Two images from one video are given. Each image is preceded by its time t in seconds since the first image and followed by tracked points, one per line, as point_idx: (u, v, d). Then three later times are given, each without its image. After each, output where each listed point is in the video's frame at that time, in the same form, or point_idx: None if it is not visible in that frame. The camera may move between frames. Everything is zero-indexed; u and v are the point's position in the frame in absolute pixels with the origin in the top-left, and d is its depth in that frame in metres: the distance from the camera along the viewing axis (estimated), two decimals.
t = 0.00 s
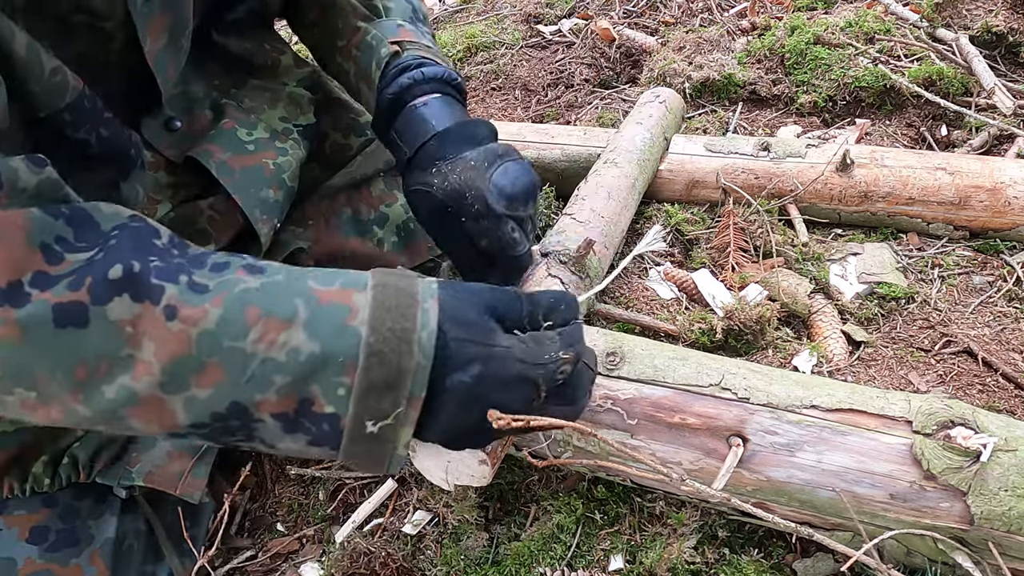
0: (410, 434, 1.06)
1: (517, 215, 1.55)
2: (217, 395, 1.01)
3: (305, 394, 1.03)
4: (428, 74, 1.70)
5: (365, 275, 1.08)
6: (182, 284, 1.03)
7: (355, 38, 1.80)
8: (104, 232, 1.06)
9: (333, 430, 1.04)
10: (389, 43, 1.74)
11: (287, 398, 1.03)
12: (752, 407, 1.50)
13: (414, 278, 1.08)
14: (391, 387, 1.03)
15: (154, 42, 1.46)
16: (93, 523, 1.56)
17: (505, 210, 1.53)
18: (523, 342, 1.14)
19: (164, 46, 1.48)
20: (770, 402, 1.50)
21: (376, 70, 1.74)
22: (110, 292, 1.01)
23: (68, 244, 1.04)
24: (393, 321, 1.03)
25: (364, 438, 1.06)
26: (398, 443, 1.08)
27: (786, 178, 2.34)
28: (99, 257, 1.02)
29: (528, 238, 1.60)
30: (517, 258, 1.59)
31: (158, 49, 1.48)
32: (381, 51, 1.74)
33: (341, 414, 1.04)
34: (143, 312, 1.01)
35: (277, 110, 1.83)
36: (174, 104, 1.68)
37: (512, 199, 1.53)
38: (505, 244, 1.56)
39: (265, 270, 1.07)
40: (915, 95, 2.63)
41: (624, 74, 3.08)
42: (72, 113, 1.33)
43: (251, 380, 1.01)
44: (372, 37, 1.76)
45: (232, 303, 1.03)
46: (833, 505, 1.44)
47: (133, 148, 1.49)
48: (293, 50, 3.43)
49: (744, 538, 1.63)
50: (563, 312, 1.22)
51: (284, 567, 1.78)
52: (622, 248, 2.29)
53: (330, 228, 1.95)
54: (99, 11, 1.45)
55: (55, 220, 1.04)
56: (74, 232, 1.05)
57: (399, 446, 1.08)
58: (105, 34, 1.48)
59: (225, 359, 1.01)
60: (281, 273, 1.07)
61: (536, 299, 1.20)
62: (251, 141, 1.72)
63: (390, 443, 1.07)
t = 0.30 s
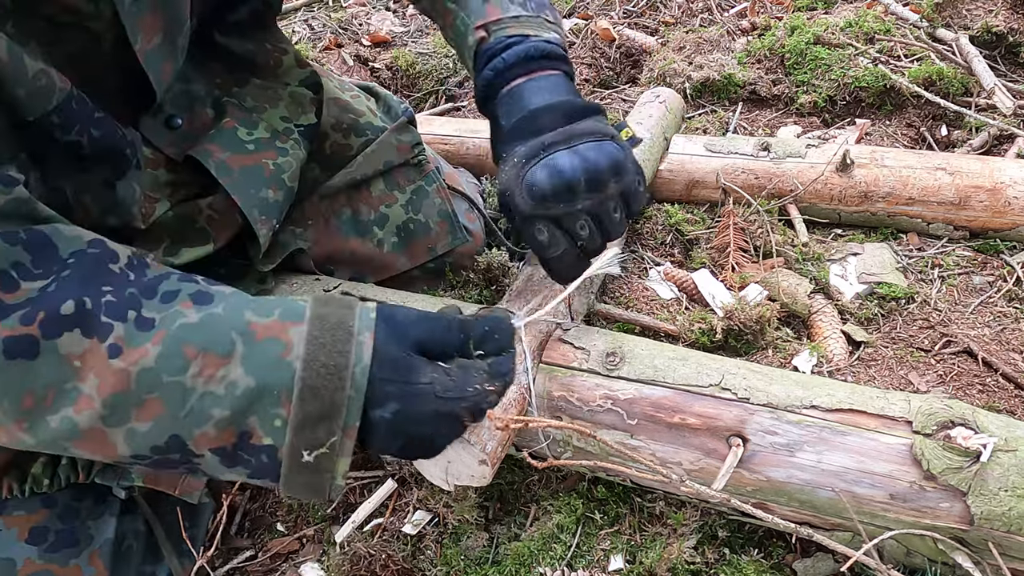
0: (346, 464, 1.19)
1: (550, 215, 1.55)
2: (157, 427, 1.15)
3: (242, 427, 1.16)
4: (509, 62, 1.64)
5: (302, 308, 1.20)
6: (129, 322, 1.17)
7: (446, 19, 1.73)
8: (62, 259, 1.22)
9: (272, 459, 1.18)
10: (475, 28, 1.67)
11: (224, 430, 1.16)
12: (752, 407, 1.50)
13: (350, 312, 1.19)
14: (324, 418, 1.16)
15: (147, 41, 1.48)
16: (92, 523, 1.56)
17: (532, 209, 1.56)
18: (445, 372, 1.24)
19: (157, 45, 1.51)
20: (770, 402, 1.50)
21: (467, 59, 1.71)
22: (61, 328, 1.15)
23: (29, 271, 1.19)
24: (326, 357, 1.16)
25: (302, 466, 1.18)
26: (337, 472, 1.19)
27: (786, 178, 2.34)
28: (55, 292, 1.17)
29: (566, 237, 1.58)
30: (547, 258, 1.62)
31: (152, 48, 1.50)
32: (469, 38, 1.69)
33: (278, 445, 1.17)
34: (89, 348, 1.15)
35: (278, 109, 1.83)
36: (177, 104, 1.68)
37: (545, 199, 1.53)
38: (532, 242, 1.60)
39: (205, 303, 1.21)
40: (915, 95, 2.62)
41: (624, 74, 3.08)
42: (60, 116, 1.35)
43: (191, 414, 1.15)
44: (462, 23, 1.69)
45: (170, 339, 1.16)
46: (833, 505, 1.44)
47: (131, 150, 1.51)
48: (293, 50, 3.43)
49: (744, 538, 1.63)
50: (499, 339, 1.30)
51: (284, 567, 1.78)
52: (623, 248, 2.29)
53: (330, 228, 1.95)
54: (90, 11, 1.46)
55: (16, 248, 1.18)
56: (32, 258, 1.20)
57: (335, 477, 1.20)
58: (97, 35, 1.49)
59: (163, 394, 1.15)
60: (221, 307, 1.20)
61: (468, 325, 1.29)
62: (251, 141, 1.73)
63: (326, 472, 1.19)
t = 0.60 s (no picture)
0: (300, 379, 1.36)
1: (556, 223, 1.47)
2: (130, 362, 1.26)
3: (205, 354, 1.29)
4: (491, 131, 1.65)
5: (243, 241, 1.32)
6: (91, 268, 1.26)
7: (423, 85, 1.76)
8: (20, 215, 1.26)
9: (235, 383, 1.32)
10: (456, 96, 1.70)
11: (189, 358, 1.29)
12: (752, 407, 1.50)
13: (287, 247, 1.33)
14: (275, 340, 1.31)
15: (141, 52, 1.50)
16: (92, 523, 1.56)
17: (538, 216, 1.47)
18: (341, 322, 1.41)
19: (151, 54, 1.53)
20: (770, 402, 1.50)
21: (445, 124, 1.71)
22: (30, 282, 1.22)
23: None
24: (269, 286, 1.30)
25: (260, 385, 1.33)
26: (292, 390, 1.36)
27: (786, 178, 2.34)
28: (20, 249, 1.23)
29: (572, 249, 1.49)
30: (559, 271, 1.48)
31: (145, 57, 1.52)
32: (450, 106, 1.70)
33: (237, 368, 1.31)
34: (61, 297, 1.23)
35: (275, 109, 1.81)
36: (174, 106, 1.71)
37: (548, 208, 1.47)
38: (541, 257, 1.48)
39: (158, 240, 1.30)
40: (915, 95, 2.63)
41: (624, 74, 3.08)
42: (54, 124, 1.36)
43: (159, 345, 1.27)
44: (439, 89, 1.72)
45: (133, 280, 1.26)
46: (834, 506, 1.44)
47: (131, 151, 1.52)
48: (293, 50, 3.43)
49: (744, 538, 1.63)
50: (400, 293, 1.47)
51: (284, 567, 1.77)
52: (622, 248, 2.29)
53: (330, 229, 1.95)
54: (81, 26, 1.48)
55: None
56: None
57: (290, 392, 1.36)
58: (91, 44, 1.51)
59: (133, 330, 1.26)
60: (173, 245, 1.30)
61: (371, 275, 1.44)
62: (246, 141, 1.72)
63: (281, 388, 1.35)
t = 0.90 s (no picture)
0: (290, 431, 1.27)
1: (529, 210, 1.55)
2: (106, 399, 1.20)
3: (186, 399, 1.22)
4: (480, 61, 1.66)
5: (238, 280, 1.25)
6: (77, 296, 1.21)
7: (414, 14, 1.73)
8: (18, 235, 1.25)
9: (218, 431, 1.25)
10: (443, 20, 1.68)
11: (169, 401, 1.22)
12: (752, 407, 1.50)
13: (288, 290, 1.26)
14: (260, 391, 1.22)
15: (142, 49, 1.50)
16: (92, 523, 1.57)
17: (515, 203, 1.55)
18: (342, 372, 1.28)
19: (153, 52, 1.53)
20: (771, 402, 1.50)
21: (433, 51, 1.71)
22: (14, 307, 1.18)
23: None
24: (259, 331, 1.22)
25: (245, 436, 1.26)
26: (280, 440, 1.28)
27: (786, 178, 2.34)
28: (7, 271, 1.20)
29: (539, 233, 1.60)
30: (521, 250, 1.61)
31: (147, 55, 1.52)
32: (436, 31, 1.69)
33: (220, 416, 1.23)
34: (42, 324, 1.19)
35: (277, 109, 1.81)
36: (176, 107, 1.71)
37: (527, 194, 1.53)
38: (510, 233, 1.58)
39: (153, 272, 1.25)
40: (915, 95, 2.63)
41: (624, 74, 3.09)
42: (57, 123, 1.37)
43: (136, 385, 1.20)
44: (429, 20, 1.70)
45: (118, 312, 1.21)
46: (834, 505, 1.44)
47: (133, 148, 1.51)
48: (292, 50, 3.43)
49: (744, 538, 1.63)
50: (411, 341, 1.33)
51: (284, 567, 1.78)
52: (622, 248, 2.29)
53: (330, 229, 1.95)
54: (82, 23, 1.48)
55: None
56: None
57: (278, 442, 1.28)
58: (91, 43, 1.51)
59: (112, 366, 1.20)
60: (165, 277, 1.24)
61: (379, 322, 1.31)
62: (249, 142, 1.72)
63: (269, 438, 1.27)
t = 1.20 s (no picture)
0: (275, 420, 1.20)
1: (550, 157, 1.53)
2: (93, 387, 1.17)
3: (172, 384, 1.18)
4: (472, 40, 1.72)
5: (224, 265, 1.21)
6: (65, 284, 1.18)
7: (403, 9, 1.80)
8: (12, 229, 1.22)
9: (203, 419, 1.20)
10: (436, 10, 1.76)
11: (153, 388, 1.17)
12: (752, 407, 1.50)
13: (273, 274, 1.21)
14: (241, 376, 1.16)
15: (143, 50, 1.50)
16: (92, 523, 1.57)
17: (535, 150, 1.53)
18: (322, 356, 1.20)
19: (155, 52, 1.53)
20: (770, 402, 1.50)
21: (426, 41, 1.76)
22: (3, 297, 1.16)
23: None
24: (240, 315, 1.17)
25: (230, 424, 1.20)
26: (266, 427, 1.21)
27: (786, 178, 2.34)
28: None
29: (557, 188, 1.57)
30: (541, 204, 1.56)
31: (149, 55, 1.52)
32: (430, 20, 1.76)
33: (203, 403, 1.18)
34: (30, 313, 1.16)
35: (277, 109, 1.81)
36: (176, 107, 1.70)
37: (546, 137, 1.52)
38: (528, 185, 1.54)
39: (143, 260, 1.21)
40: (915, 95, 2.63)
41: (624, 74, 3.09)
42: (56, 124, 1.36)
43: (121, 372, 1.17)
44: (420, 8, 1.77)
45: (105, 299, 1.17)
46: (834, 506, 1.44)
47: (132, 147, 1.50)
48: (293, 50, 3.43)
49: (745, 538, 1.63)
50: (400, 326, 1.26)
51: (284, 567, 1.78)
52: (622, 248, 2.29)
53: (329, 229, 1.95)
54: (84, 25, 1.48)
55: None
56: None
57: (264, 429, 1.22)
58: (92, 44, 1.51)
59: (97, 353, 1.16)
60: (153, 264, 1.20)
61: (369, 307, 1.25)
62: (249, 141, 1.72)
63: (253, 426, 1.21)
